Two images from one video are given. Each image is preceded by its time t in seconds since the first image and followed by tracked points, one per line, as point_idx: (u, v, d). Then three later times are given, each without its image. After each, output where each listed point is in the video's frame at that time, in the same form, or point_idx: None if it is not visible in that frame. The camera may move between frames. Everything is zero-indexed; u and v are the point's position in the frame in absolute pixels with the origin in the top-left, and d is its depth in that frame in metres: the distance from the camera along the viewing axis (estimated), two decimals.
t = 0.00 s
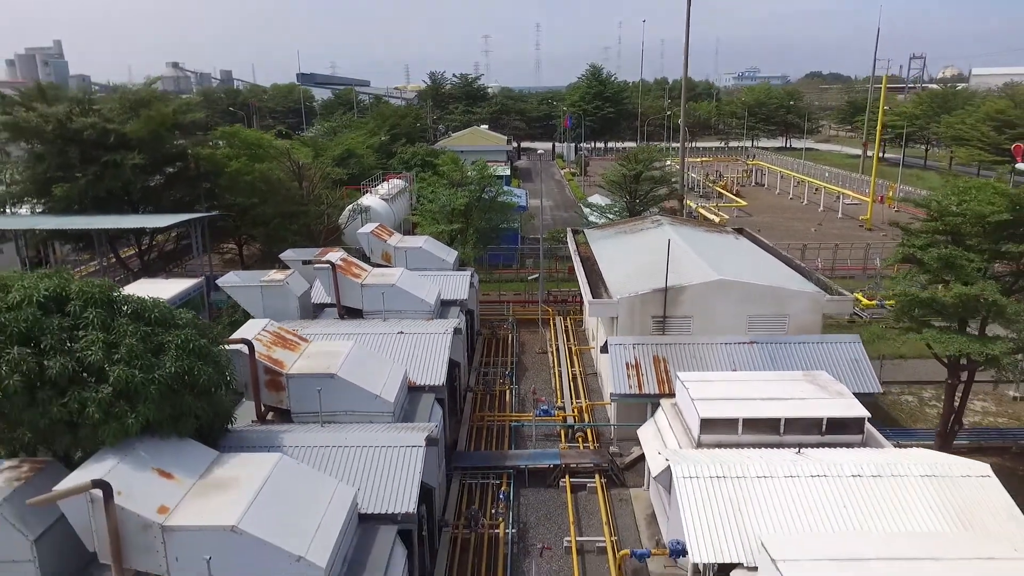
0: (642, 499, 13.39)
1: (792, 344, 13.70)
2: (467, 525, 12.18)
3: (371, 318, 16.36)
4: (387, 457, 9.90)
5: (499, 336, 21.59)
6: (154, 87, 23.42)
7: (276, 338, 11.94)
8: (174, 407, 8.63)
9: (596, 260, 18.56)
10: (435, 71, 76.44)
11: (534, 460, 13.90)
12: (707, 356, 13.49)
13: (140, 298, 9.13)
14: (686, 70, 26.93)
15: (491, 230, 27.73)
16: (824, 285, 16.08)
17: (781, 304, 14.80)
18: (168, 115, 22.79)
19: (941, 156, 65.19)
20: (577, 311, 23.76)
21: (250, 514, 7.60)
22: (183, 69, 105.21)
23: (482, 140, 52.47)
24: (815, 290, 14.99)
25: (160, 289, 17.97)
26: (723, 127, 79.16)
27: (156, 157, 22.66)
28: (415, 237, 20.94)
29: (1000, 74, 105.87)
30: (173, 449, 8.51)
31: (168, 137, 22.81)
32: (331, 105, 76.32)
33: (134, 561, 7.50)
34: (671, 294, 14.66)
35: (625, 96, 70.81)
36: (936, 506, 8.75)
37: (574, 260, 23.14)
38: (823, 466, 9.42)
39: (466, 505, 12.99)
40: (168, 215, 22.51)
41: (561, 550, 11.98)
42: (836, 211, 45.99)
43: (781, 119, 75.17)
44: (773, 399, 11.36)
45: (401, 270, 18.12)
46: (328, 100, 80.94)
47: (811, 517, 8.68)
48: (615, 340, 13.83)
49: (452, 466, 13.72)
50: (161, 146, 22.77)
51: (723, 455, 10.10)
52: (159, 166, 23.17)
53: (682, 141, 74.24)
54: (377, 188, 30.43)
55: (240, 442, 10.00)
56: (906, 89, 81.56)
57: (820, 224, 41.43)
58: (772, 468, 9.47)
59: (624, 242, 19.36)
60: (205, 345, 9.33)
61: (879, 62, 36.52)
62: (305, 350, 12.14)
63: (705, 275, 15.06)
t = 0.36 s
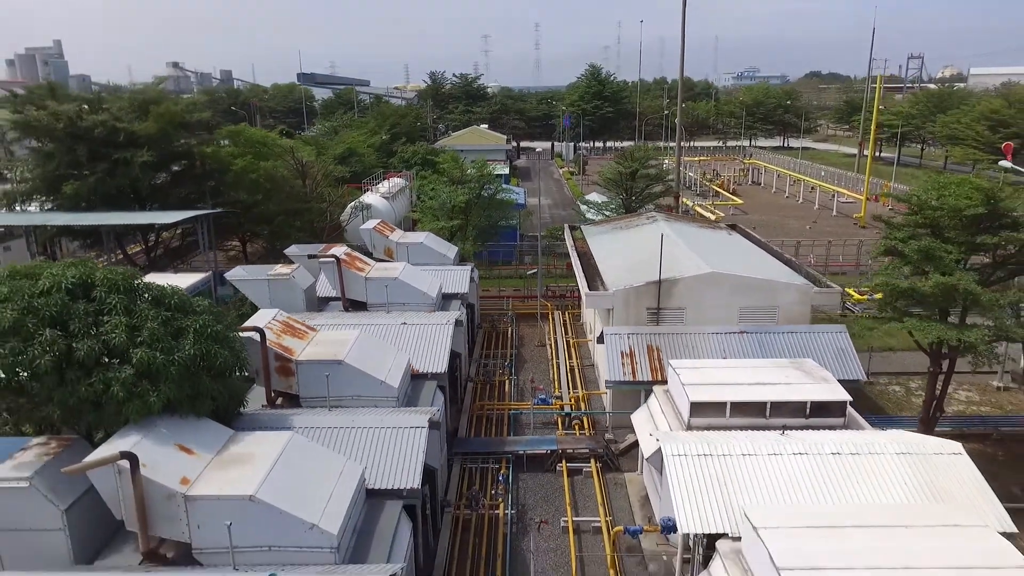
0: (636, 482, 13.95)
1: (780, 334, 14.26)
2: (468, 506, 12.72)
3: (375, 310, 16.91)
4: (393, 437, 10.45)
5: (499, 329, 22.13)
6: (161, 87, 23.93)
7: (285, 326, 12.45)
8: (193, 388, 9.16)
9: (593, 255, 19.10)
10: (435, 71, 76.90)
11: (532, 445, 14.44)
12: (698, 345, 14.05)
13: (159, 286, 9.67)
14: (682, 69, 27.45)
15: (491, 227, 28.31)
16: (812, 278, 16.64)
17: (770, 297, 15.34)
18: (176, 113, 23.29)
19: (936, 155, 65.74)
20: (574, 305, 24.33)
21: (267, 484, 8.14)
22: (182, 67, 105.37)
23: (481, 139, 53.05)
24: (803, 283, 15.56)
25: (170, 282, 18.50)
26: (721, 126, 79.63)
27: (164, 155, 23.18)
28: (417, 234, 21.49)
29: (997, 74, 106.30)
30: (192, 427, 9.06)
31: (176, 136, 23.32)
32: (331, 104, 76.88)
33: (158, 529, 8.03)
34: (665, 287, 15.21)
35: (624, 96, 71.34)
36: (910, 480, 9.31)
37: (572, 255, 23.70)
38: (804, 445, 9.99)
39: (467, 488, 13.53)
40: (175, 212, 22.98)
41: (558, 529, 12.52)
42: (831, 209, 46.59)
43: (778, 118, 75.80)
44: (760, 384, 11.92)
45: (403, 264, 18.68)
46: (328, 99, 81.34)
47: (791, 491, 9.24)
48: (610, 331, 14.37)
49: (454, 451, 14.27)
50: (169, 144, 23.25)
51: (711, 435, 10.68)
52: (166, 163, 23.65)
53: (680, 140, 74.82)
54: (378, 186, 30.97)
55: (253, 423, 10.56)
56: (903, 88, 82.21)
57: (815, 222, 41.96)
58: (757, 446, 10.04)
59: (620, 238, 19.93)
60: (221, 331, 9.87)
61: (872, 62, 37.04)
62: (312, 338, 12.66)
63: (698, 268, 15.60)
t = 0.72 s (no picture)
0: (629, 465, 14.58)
1: (767, 323, 14.90)
2: (469, 486, 13.36)
3: (379, 302, 17.53)
4: (399, 417, 11.07)
5: (498, 322, 22.75)
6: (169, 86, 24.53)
7: (294, 315, 13.04)
8: (212, 368, 9.78)
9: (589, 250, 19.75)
10: (434, 71, 77.52)
11: (530, 430, 15.07)
12: (688, 333, 14.69)
13: (179, 274, 10.28)
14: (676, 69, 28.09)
15: (490, 224, 28.96)
16: (799, 271, 17.30)
17: (758, 288, 15.98)
18: (183, 113, 23.90)
19: (930, 154, 66.49)
20: (571, 299, 24.95)
21: (283, 456, 8.76)
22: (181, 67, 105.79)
23: (480, 139, 53.70)
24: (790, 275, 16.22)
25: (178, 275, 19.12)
26: (718, 126, 80.30)
27: (171, 153, 23.79)
28: (417, 229, 22.15)
29: (991, 74, 107.07)
30: (212, 404, 9.68)
31: (183, 134, 23.93)
32: (331, 104, 77.50)
33: (182, 496, 8.66)
34: (657, 279, 15.85)
35: (621, 96, 72.01)
36: (882, 455, 9.98)
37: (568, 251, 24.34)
38: (785, 424, 10.66)
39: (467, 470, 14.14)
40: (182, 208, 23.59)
41: (554, 507, 13.13)
42: (825, 207, 47.29)
43: (774, 118, 76.54)
44: (746, 369, 12.56)
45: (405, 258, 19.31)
46: (328, 99, 81.97)
47: (772, 465, 9.90)
48: (605, 320, 15.01)
49: (455, 436, 14.90)
50: (176, 142, 23.85)
51: (698, 415, 11.33)
52: (173, 161, 24.25)
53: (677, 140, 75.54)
54: (379, 184, 31.59)
55: (267, 404, 11.18)
56: (897, 88, 83.00)
57: (808, 219, 42.63)
58: (740, 425, 10.70)
59: (614, 233, 20.59)
60: (237, 316, 10.50)
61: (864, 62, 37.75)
62: (320, 327, 13.26)
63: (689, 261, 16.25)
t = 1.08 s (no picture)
0: (623, 448, 15.22)
1: (754, 312, 15.57)
2: (469, 467, 14.01)
3: (382, 294, 18.17)
4: (403, 398, 11.71)
5: (496, 316, 23.38)
6: (175, 87, 25.13)
7: (303, 304, 13.63)
8: (229, 351, 10.39)
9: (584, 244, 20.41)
10: (431, 71, 78.09)
11: (528, 416, 15.72)
12: (679, 322, 15.35)
13: (197, 263, 10.89)
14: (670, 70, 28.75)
15: (487, 221, 29.57)
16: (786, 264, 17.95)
17: (747, 281, 16.64)
18: (189, 112, 24.49)
19: (922, 153, 67.24)
20: (567, 293, 25.59)
21: (296, 430, 9.40)
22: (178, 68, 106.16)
23: (477, 138, 54.33)
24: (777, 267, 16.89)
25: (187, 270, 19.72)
26: (713, 126, 81.01)
27: (178, 151, 24.37)
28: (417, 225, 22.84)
29: (984, 74, 107.62)
30: (230, 384, 10.31)
31: (188, 134, 24.53)
32: (328, 104, 78.04)
33: (204, 468, 9.29)
34: (649, 271, 16.51)
35: (617, 95, 72.68)
36: (857, 430, 10.64)
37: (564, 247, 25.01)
38: (767, 403, 11.33)
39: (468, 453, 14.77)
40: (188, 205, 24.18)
41: (551, 487, 13.78)
42: (817, 205, 47.97)
43: (768, 118, 77.26)
44: (732, 353, 13.23)
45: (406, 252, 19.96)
46: (326, 99, 82.52)
47: (754, 441, 10.57)
48: (599, 310, 15.67)
49: (455, 421, 15.54)
50: (182, 141, 24.46)
51: (686, 396, 12.01)
52: (178, 160, 24.83)
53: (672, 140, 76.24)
54: (378, 183, 32.17)
55: (279, 386, 11.82)
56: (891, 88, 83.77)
57: (800, 217, 43.32)
58: (724, 404, 11.37)
59: (609, 228, 21.24)
60: (251, 302, 11.12)
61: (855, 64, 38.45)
62: (327, 316, 13.87)
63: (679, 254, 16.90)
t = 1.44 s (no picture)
0: (618, 434, 15.81)
1: (745, 304, 16.18)
2: (470, 452, 14.59)
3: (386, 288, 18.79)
4: (408, 384, 12.30)
5: (495, 311, 23.96)
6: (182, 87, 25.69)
7: (312, 295, 14.25)
8: (244, 337, 10.96)
9: (582, 241, 21.03)
10: (430, 72, 78.72)
11: (527, 405, 16.31)
12: (672, 314, 15.96)
13: (213, 255, 11.45)
14: (665, 71, 29.35)
15: (487, 219, 30.18)
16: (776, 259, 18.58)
17: (739, 274, 17.24)
18: (196, 112, 25.08)
19: (916, 153, 67.96)
20: (565, 289, 26.18)
21: (309, 410, 9.97)
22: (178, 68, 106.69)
23: (476, 139, 54.97)
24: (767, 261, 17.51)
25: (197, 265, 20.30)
26: (710, 126, 81.71)
27: (185, 150, 24.95)
28: (419, 222, 23.45)
29: (978, 76, 108.38)
30: (246, 368, 10.88)
31: (196, 133, 25.13)
32: (328, 105, 78.66)
33: (222, 446, 9.87)
34: (644, 265, 17.12)
35: (615, 96, 73.39)
36: (839, 413, 11.24)
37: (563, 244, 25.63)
38: (754, 387, 11.93)
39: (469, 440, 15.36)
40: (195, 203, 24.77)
41: (549, 471, 14.38)
42: (812, 204, 48.66)
43: (765, 118, 77.98)
44: (723, 342, 13.84)
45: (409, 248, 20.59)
46: (325, 100, 83.11)
47: (741, 423, 11.17)
48: (596, 302, 16.27)
49: (457, 410, 16.13)
50: (189, 140, 25.05)
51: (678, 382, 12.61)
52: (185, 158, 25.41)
53: (670, 140, 76.93)
54: (379, 182, 32.75)
55: (290, 372, 12.39)
56: (886, 89, 84.49)
57: (796, 216, 43.98)
58: (714, 389, 11.97)
59: (606, 225, 21.86)
60: (265, 292, 11.69)
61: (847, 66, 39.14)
62: (334, 307, 14.48)
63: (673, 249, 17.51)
